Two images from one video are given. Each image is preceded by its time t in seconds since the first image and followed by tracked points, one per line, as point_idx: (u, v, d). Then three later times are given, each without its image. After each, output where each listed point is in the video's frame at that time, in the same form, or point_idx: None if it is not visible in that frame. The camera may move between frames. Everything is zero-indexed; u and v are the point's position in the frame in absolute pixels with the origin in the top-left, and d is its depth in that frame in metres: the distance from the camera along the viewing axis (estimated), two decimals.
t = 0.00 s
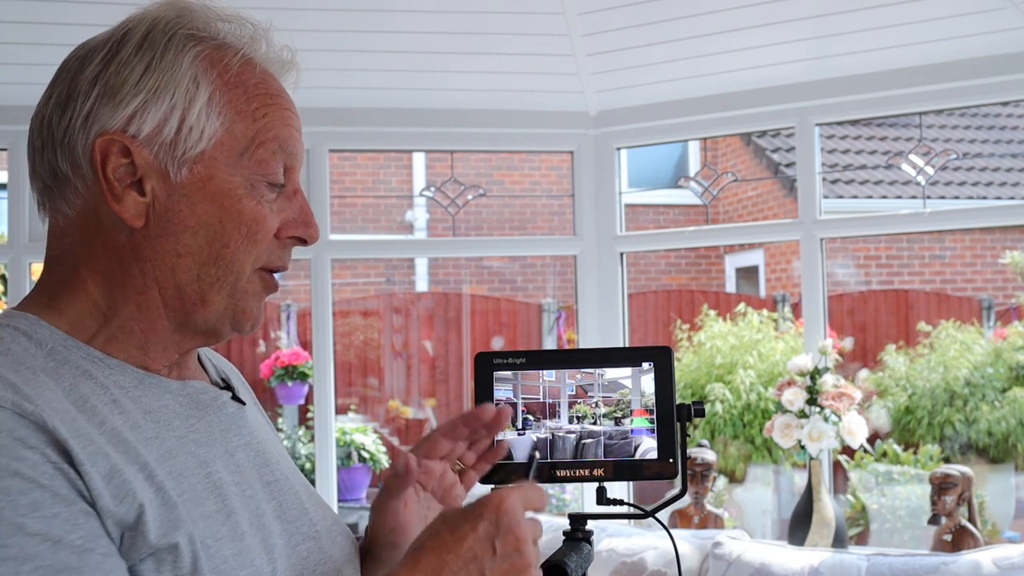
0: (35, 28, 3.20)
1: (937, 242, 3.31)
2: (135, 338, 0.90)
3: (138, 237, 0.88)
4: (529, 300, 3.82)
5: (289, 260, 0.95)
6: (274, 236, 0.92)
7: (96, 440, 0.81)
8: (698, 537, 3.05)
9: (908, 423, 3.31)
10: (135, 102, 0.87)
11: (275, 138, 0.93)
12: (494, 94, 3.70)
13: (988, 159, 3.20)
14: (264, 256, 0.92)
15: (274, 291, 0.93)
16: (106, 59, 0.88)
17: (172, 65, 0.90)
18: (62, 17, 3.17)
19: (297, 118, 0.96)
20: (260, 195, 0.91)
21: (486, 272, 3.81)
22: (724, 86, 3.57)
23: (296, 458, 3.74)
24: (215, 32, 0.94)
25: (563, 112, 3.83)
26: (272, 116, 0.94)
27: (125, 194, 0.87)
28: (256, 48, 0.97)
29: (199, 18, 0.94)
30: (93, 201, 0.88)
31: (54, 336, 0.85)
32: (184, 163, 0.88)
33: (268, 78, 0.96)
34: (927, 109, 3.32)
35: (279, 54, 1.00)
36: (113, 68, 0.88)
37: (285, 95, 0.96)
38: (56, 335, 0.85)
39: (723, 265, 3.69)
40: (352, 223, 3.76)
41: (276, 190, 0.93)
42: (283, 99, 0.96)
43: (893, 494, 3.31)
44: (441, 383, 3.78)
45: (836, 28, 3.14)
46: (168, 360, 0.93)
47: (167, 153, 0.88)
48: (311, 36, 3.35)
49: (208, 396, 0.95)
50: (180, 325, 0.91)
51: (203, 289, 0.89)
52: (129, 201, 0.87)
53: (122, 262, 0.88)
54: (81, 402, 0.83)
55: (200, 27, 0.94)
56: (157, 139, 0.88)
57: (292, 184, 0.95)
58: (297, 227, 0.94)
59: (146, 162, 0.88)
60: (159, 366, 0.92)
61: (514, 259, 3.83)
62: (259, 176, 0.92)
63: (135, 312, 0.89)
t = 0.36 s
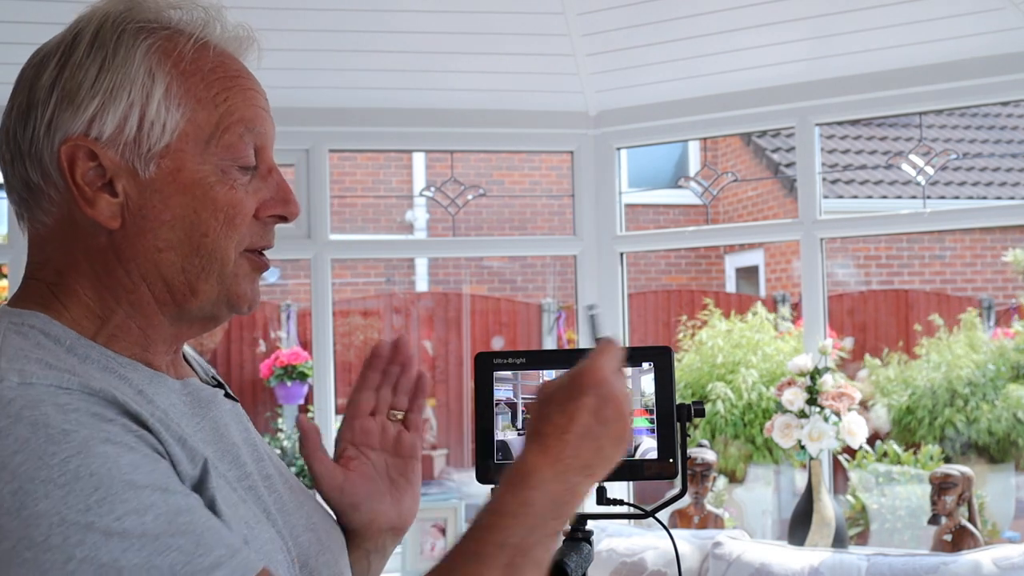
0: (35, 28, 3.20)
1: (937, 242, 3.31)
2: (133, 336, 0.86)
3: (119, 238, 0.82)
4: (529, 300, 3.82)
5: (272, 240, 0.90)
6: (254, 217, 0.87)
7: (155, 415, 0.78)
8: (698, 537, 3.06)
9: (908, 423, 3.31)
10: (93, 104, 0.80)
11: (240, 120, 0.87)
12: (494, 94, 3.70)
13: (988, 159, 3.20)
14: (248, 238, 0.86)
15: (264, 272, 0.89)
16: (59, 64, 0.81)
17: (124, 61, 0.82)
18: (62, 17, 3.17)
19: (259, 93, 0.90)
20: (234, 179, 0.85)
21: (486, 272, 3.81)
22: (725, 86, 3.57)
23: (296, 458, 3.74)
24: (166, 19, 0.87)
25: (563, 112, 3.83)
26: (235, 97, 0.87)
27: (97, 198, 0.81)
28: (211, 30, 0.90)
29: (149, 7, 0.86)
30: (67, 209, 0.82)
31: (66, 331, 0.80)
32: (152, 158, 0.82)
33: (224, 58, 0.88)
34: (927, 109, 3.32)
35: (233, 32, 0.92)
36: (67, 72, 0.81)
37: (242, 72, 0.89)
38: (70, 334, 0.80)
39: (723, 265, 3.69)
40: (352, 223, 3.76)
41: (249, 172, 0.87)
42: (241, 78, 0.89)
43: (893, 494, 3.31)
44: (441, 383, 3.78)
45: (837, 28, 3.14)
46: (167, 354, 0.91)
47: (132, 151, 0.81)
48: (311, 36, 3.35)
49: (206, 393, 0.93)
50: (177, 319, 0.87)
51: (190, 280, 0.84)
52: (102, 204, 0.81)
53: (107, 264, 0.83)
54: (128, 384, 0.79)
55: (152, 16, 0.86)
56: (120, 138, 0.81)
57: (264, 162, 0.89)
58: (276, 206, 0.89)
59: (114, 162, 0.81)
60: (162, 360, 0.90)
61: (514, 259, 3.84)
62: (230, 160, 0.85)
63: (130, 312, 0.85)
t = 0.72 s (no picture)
0: (34, 28, 3.20)
1: (937, 242, 3.31)
2: (143, 332, 0.86)
3: (125, 241, 0.81)
4: (529, 300, 3.82)
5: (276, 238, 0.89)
6: (258, 216, 0.85)
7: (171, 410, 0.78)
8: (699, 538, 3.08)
9: (908, 423, 3.32)
10: (96, 107, 0.79)
11: (242, 118, 0.85)
12: (494, 94, 3.70)
13: (988, 159, 3.19)
14: (251, 237, 0.85)
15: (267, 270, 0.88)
16: (62, 66, 0.80)
17: (125, 63, 0.80)
18: (63, 17, 3.17)
19: (261, 92, 0.88)
20: (238, 179, 0.84)
21: (486, 272, 3.82)
22: (725, 86, 3.57)
23: (296, 458, 3.74)
24: (165, 19, 0.84)
25: (563, 112, 3.83)
26: (238, 96, 0.85)
27: (104, 201, 0.80)
28: (210, 26, 0.87)
29: (147, 6, 0.84)
30: (74, 211, 0.81)
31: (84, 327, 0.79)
32: (156, 161, 0.80)
33: (227, 54, 0.86)
34: (927, 109, 3.31)
35: (230, 27, 0.90)
36: (68, 75, 0.79)
37: (245, 68, 0.87)
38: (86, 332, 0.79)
39: (723, 265, 3.69)
40: (352, 223, 3.76)
41: (253, 170, 0.86)
42: (244, 74, 0.87)
43: (893, 494, 3.31)
44: (441, 383, 3.77)
45: (836, 28, 3.14)
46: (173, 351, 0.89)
47: (137, 154, 0.80)
48: (312, 36, 3.35)
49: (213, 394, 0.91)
50: (183, 317, 0.87)
51: (195, 280, 0.83)
52: (109, 207, 0.80)
53: (114, 267, 0.82)
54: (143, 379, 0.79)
55: (152, 13, 0.84)
56: (122, 142, 0.79)
57: (268, 158, 0.87)
58: (281, 202, 0.87)
59: (118, 165, 0.80)
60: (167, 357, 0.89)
61: (514, 259, 3.84)
62: (233, 160, 0.84)
63: (137, 313, 0.84)
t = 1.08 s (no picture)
0: (34, 27, 3.20)
1: (937, 242, 3.31)
2: (141, 333, 0.94)
3: (130, 234, 0.90)
4: (530, 300, 3.78)
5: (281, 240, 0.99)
6: (263, 217, 0.95)
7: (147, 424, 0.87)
8: (699, 538, 3.07)
9: (908, 423, 3.31)
10: (111, 101, 0.88)
11: (253, 118, 0.95)
12: (494, 94, 3.70)
13: (988, 159, 3.19)
14: (255, 239, 0.95)
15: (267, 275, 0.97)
16: (77, 58, 0.89)
17: (142, 60, 0.90)
18: (64, 16, 3.18)
19: (272, 95, 0.98)
20: (247, 179, 0.94)
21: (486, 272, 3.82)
22: (723, 85, 3.56)
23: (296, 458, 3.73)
24: (179, 18, 0.95)
25: (562, 112, 3.83)
26: (249, 97, 0.95)
27: (113, 194, 0.89)
28: (223, 29, 0.98)
29: (163, 6, 0.94)
30: (80, 204, 0.89)
31: (74, 333, 0.88)
32: (167, 157, 0.90)
33: (239, 60, 0.96)
34: (927, 109, 3.31)
35: (245, 31, 1.00)
36: (83, 70, 0.88)
37: (255, 73, 0.97)
38: (77, 335, 0.88)
39: (723, 265, 3.68)
40: (352, 223, 3.76)
41: (261, 172, 0.95)
42: (254, 78, 0.97)
43: (893, 494, 3.31)
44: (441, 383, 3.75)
45: (836, 28, 3.14)
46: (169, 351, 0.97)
47: (148, 149, 0.89)
48: (313, 35, 3.35)
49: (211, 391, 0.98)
50: (181, 316, 0.94)
51: (199, 279, 0.92)
52: (117, 200, 0.89)
53: (116, 259, 0.90)
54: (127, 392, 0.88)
55: (167, 15, 0.94)
56: (137, 135, 0.89)
57: (275, 161, 0.97)
58: (285, 205, 0.97)
59: (129, 159, 0.89)
60: (163, 358, 0.96)
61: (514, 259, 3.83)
62: (242, 160, 0.93)
63: (135, 308, 0.92)
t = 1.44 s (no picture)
0: (36, 27, 3.20)
1: (937, 242, 3.31)
2: (150, 338, 0.85)
3: (133, 238, 0.83)
4: (529, 300, 3.82)
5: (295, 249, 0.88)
6: (272, 224, 0.86)
7: (122, 458, 0.75)
8: (699, 538, 3.07)
9: (909, 424, 3.31)
10: (113, 104, 0.82)
11: (256, 121, 0.87)
12: (494, 94, 3.70)
13: (988, 159, 3.19)
14: (260, 246, 0.86)
15: (274, 284, 0.87)
16: (87, 70, 0.83)
17: (144, 62, 0.83)
18: (65, 16, 3.18)
19: (287, 102, 0.90)
20: (250, 184, 0.85)
21: (486, 272, 3.82)
22: (723, 85, 3.56)
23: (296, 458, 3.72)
24: (194, 25, 0.88)
25: (563, 113, 3.83)
26: (255, 100, 0.87)
27: (113, 197, 0.82)
28: (240, 35, 0.90)
29: (178, 13, 0.88)
30: (88, 209, 0.83)
31: (84, 339, 0.80)
32: (166, 160, 0.82)
33: (251, 62, 0.89)
34: (927, 109, 3.31)
35: (265, 37, 0.93)
36: (91, 74, 0.82)
37: (269, 78, 0.90)
38: (87, 340, 0.80)
39: (723, 265, 3.69)
40: (352, 223, 3.76)
41: (268, 177, 0.87)
42: (266, 82, 0.89)
43: (893, 494, 3.31)
44: (441, 383, 3.76)
45: (836, 28, 3.14)
46: (183, 357, 0.88)
47: (148, 153, 0.82)
48: (314, 36, 3.35)
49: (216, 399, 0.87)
50: (187, 321, 0.86)
51: (198, 284, 0.84)
52: (118, 204, 0.82)
53: (120, 265, 0.83)
54: (113, 411, 0.77)
55: (180, 20, 0.88)
56: (134, 140, 0.82)
57: (288, 168, 0.89)
58: (298, 213, 0.88)
59: (131, 163, 0.82)
60: (178, 364, 0.87)
61: (514, 259, 3.84)
62: (246, 165, 0.85)
63: (140, 313, 0.84)
